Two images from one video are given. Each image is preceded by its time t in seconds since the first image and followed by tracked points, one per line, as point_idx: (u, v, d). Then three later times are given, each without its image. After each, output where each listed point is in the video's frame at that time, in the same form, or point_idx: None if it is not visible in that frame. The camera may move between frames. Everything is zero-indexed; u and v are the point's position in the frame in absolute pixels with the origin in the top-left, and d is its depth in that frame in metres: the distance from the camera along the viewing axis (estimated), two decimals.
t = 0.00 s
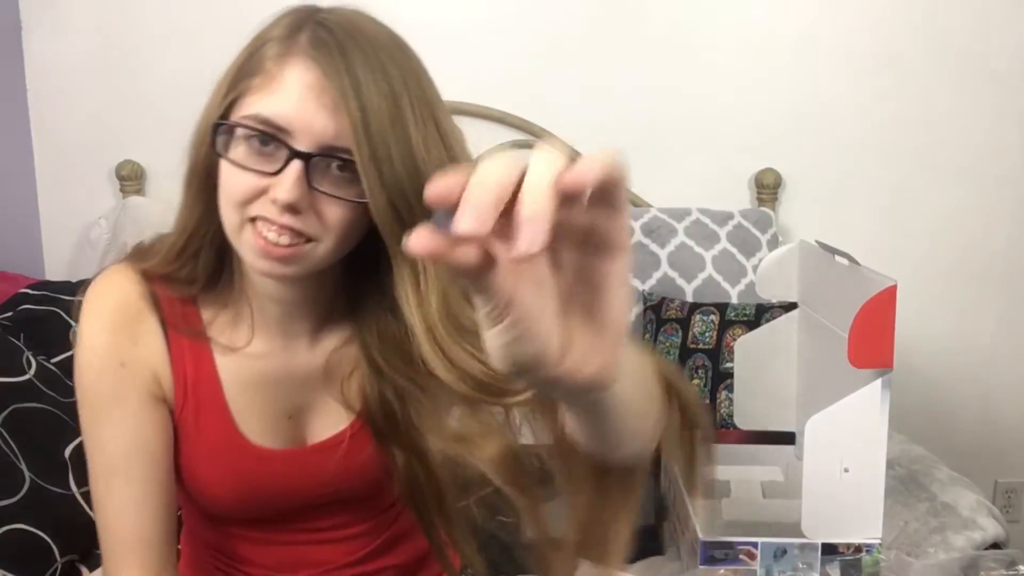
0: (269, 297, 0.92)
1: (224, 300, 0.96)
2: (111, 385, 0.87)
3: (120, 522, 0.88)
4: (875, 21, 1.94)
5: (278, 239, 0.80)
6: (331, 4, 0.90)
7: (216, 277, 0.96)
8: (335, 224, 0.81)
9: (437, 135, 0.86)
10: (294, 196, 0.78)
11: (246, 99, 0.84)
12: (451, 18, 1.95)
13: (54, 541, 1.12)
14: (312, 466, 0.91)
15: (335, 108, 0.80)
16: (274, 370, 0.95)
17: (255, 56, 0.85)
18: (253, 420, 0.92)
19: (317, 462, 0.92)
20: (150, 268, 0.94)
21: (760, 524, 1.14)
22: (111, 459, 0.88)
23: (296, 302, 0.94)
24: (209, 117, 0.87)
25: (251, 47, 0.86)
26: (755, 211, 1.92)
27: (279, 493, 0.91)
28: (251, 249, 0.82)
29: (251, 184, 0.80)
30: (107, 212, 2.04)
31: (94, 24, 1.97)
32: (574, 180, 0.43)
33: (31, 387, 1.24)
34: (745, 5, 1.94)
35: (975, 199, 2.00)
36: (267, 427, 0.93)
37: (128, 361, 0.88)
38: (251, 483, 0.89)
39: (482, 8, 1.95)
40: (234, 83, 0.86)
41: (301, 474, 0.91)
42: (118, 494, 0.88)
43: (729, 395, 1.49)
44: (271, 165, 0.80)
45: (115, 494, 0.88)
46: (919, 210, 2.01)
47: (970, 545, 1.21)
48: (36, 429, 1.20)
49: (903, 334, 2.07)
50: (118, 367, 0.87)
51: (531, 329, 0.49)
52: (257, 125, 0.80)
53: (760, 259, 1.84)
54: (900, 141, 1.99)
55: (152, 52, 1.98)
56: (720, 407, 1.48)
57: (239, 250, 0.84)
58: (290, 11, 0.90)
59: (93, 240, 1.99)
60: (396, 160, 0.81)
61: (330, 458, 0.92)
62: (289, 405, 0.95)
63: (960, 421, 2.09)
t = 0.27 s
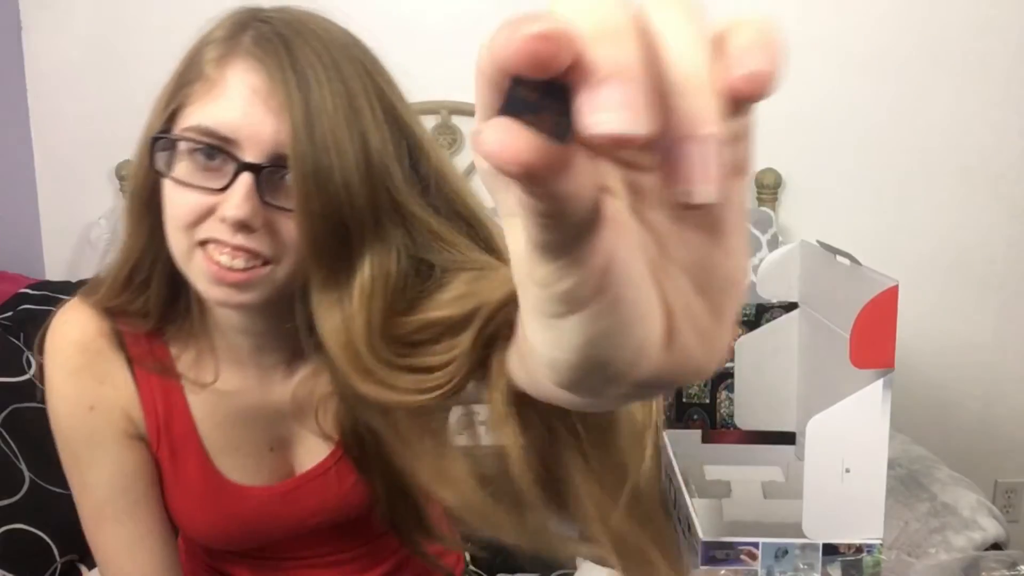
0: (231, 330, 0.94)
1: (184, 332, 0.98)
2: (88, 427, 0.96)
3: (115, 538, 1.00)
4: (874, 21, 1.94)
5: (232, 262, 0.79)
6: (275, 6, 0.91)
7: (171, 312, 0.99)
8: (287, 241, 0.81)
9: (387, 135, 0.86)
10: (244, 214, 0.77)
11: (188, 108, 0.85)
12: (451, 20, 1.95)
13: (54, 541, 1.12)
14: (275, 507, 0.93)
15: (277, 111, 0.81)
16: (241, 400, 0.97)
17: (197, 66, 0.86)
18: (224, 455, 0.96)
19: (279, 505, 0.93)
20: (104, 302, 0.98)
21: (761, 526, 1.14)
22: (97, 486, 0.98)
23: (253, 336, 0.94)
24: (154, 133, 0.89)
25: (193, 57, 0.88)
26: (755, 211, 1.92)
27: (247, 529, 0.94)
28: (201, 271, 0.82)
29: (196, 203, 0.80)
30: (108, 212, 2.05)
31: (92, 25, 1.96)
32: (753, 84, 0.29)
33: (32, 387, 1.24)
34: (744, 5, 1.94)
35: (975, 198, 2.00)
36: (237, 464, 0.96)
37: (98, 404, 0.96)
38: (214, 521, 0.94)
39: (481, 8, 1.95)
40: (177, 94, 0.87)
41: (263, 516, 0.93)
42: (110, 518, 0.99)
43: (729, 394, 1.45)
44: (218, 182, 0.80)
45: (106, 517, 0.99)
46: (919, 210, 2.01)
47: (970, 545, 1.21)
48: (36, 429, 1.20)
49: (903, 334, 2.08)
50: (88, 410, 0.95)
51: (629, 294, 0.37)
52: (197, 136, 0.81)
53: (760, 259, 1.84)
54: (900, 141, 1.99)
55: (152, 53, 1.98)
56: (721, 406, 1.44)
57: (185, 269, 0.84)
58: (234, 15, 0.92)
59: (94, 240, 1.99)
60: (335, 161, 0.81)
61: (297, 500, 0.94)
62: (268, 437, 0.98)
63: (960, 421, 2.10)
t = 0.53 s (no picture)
0: (206, 353, 1.06)
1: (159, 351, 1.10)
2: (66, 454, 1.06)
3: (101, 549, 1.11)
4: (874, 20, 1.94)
5: (202, 287, 0.90)
6: (263, 22, 1.00)
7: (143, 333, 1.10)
8: (257, 266, 0.92)
9: (366, 165, 0.95)
10: (218, 238, 0.87)
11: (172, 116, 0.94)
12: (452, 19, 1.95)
13: (54, 540, 1.15)
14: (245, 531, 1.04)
15: (263, 132, 0.90)
16: (212, 414, 1.10)
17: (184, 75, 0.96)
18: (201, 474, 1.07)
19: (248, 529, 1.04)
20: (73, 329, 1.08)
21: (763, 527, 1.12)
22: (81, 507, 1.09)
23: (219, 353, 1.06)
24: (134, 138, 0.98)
25: (181, 64, 0.98)
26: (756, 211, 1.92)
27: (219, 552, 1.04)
28: (172, 288, 0.92)
29: (173, 220, 0.90)
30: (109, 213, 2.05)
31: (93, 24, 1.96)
32: (900, 138, 0.30)
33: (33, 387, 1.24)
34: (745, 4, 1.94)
35: (975, 198, 2.00)
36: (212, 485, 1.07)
37: (71, 434, 1.05)
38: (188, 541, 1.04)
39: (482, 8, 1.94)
40: (162, 99, 0.96)
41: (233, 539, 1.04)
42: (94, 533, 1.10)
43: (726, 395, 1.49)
44: (197, 201, 0.90)
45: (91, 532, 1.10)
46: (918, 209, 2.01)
47: (970, 545, 1.21)
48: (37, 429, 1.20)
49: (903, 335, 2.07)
50: (62, 441, 1.05)
51: (729, 375, 0.39)
52: (177, 150, 0.90)
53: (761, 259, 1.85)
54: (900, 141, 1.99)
55: (152, 52, 1.97)
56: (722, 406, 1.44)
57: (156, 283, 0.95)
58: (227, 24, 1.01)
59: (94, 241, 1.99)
60: (313, 194, 0.90)
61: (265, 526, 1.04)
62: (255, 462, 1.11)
63: (961, 421, 2.10)
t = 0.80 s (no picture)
0: (198, 365, 1.06)
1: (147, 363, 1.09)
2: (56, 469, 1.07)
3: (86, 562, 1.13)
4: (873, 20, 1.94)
5: (199, 299, 0.90)
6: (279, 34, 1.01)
7: (131, 343, 1.10)
8: (257, 283, 0.92)
9: (376, 185, 0.96)
10: (221, 251, 0.88)
11: (185, 118, 0.94)
12: (452, 19, 1.95)
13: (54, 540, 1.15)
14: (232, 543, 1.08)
15: (275, 146, 0.91)
16: (202, 427, 1.10)
17: (198, 80, 0.96)
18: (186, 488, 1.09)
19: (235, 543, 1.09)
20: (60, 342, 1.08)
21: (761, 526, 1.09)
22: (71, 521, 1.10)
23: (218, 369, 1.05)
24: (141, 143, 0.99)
25: (196, 68, 0.98)
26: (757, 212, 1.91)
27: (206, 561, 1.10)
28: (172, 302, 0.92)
29: (176, 229, 0.91)
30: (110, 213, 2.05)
31: (93, 25, 1.96)
32: (919, 136, 0.30)
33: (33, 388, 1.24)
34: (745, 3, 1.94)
35: (976, 198, 2.00)
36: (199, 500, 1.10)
37: (60, 452, 1.07)
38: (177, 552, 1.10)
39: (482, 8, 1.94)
40: (175, 102, 0.97)
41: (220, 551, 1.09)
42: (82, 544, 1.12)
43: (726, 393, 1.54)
44: (204, 209, 0.91)
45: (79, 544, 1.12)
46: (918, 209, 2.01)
47: (970, 545, 1.21)
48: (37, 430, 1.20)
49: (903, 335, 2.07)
50: (51, 455, 1.07)
51: (748, 393, 0.37)
52: (187, 155, 0.91)
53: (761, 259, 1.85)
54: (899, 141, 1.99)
55: (153, 53, 1.97)
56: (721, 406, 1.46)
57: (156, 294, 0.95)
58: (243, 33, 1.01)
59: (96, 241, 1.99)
60: (325, 214, 0.90)
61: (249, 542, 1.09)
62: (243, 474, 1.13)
63: (961, 421, 2.10)
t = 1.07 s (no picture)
0: (198, 361, 1.06)
1: (149, 359, 1.10)
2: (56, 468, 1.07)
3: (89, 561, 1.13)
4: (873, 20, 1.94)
5: (201, 296, 0.91)
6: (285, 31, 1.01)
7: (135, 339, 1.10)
8: (259, 279, 0.92)
9: (376, 184, 0.95)
10: (224, 247, 0.88)
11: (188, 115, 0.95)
12: (452, 19, 1.95)
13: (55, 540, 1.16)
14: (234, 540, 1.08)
15: (278, 144, 0.91)
16: (201, 424, 1.10)
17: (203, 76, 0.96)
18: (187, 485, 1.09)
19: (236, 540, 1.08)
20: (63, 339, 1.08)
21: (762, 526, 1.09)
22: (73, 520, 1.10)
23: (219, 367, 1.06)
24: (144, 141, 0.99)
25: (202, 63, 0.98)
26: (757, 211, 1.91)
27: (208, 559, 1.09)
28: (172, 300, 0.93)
29: (178, 226, 0.91)
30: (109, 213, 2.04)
31: (93, 25, 1.96)
32: (900, 160, 0.33)
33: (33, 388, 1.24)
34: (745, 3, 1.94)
35: (975, 197, 1.99)
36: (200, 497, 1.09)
37: (61, 449, 1.07)
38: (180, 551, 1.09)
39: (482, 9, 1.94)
40: (180, 96, 0.97)
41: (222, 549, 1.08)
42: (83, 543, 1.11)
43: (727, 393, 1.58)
44: (206, 209, 0.92)
45: (80, 543, 1.11)
46: (919, 208, 2.01)
47: (970, 545, 1.21)
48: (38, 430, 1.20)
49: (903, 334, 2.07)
50: (53, 453, 1.07)
51: (744, 409, 0.38)
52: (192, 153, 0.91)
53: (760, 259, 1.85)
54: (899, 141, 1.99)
55: (153, 52, 1.97)
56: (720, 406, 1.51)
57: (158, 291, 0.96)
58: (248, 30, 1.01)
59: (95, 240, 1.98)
60: (325, 215, 0.90)
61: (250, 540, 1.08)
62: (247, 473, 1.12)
63: (960, 421, 2.10)
